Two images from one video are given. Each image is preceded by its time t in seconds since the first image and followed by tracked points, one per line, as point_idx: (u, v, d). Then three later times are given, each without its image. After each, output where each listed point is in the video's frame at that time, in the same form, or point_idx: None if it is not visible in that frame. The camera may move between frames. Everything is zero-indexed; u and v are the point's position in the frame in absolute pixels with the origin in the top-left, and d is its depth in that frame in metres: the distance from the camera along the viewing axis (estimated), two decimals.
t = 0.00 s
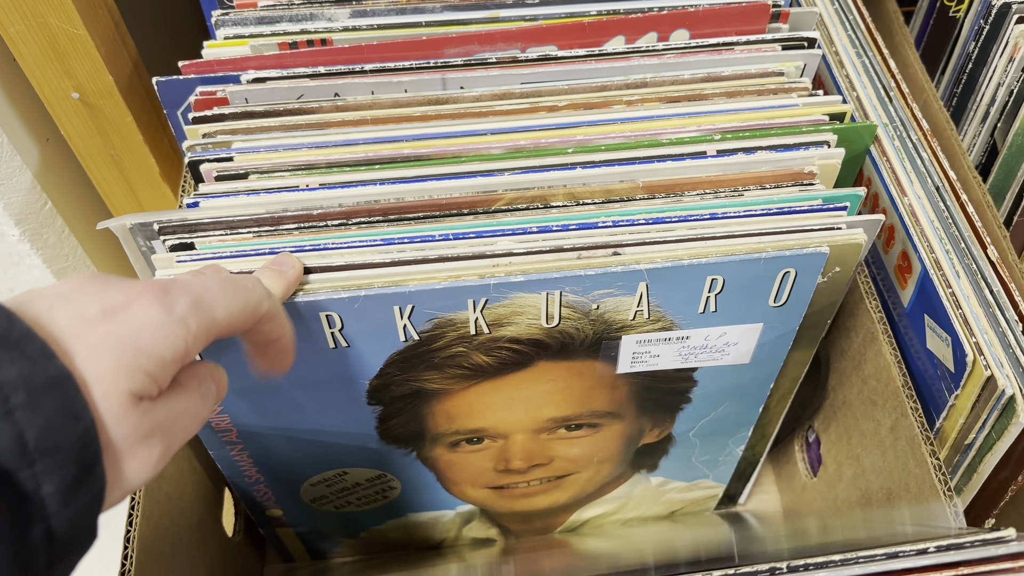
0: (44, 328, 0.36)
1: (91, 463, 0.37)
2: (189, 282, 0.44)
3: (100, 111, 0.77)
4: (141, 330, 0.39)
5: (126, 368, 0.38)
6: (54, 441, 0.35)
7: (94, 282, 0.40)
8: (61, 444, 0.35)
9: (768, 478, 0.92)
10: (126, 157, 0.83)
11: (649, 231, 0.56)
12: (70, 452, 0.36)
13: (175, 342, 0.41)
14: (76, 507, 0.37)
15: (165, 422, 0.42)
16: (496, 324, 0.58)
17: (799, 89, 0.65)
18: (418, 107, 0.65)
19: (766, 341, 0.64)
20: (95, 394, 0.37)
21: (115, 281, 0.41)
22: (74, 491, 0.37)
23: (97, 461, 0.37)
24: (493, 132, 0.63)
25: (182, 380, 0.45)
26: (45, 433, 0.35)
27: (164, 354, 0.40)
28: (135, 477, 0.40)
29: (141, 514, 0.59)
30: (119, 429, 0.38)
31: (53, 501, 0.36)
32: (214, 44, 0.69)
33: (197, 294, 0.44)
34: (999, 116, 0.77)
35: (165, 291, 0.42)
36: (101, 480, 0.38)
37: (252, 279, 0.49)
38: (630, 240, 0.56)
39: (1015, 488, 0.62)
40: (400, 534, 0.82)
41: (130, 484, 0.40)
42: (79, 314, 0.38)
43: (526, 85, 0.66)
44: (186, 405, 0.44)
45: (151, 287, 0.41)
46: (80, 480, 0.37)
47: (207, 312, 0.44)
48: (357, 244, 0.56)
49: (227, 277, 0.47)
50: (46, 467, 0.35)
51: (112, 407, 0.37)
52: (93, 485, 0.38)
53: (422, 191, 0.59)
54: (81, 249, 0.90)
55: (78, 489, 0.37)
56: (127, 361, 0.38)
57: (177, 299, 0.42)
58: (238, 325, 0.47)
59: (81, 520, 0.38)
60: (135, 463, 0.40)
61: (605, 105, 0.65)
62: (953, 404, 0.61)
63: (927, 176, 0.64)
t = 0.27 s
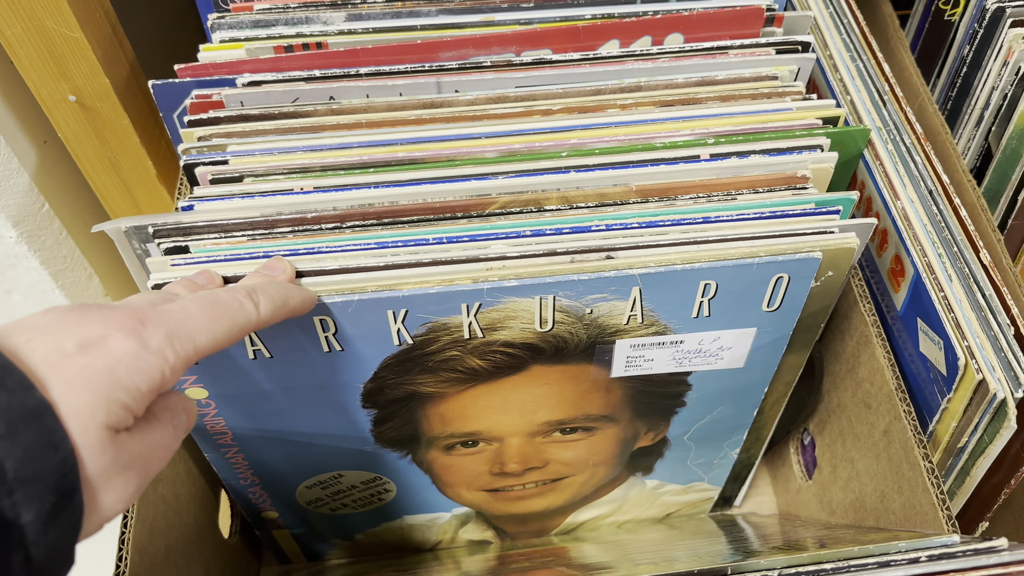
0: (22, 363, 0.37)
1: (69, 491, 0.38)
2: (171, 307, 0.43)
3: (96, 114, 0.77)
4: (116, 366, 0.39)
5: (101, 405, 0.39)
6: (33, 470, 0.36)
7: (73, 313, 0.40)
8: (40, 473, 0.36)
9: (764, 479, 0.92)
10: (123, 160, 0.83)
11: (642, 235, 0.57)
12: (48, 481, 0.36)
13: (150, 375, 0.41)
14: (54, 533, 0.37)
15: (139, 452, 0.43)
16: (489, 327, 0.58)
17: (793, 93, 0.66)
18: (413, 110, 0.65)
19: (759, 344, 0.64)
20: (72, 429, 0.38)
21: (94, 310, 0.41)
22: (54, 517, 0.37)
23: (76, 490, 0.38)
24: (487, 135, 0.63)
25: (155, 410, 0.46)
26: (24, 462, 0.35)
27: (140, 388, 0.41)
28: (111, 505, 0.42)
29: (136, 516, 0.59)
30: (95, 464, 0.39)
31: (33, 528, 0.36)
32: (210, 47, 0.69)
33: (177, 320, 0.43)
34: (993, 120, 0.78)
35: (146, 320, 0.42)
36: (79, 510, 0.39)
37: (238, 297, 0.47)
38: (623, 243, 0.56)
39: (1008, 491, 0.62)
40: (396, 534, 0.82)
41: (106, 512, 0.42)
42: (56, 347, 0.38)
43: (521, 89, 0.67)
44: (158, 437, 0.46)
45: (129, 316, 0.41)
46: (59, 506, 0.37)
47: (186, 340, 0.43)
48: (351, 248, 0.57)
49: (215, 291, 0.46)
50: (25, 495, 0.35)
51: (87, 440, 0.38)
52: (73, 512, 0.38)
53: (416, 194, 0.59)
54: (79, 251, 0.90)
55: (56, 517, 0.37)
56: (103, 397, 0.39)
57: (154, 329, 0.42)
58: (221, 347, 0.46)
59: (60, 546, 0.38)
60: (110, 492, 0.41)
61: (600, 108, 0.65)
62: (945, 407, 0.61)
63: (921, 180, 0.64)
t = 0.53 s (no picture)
0: (42, 348, 0.38)
1: (89, 481, 0.39)
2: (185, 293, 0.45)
3: (101, 114, 0.78)
4: (137, 349, 0.41)
5: (123, 386, 0.40)
6: (53, 460, 0.36)
7: (92, 301, 0.41)
8: (60, 463, 0.37)
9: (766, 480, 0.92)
10: (127, 160, 0.83)
11: (645, 235, 0.57)
12: (68, 470, 0.37)
13: (169, 358, 0.42)
14: (73, 524, 0.38)
15: (164, 434, 0.44)
16: (494, 323, 0.58)
17: (796, 94, 0.66)
18: (417, 111, 0.66)
19: (759, 340, 0.65)
20: (93, 413, 0.39)
21: (111, 298, 0.42)
22: (73, 509, 0.38)
23: (94, 478, 0.39)
24: (491, 136, 0.63)
25: (179, 393, 0.47)
26: (44, 451, 0.36)
27: (160, 370, 0.42)
28: (134, 485, 0.43)
29: (154, 492, 0.56)
30: (116, 446, 0.40)
31: (52, 520, 0.37)
32: (214, 47, 0.69)
33: (192, 307, 0.45)
34: (996, 121, 0.78)
35: (163, 306, 0.43)
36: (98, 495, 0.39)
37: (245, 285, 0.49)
38: (627, 244, 0.56)
39: (1012, 492, 0.62)
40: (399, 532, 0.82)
41: (130, 491, 0.43)
42: (76, 333, 0.39)
43: (524, 89, 0.67)
44: (183, 417, 0.46)
45: (145, 303, 0.43)
46: (78, 497, 0.38)
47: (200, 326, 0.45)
48: (355, 247, 0.57)
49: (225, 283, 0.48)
50: (45, 485, 0.36)
51: (110, 424, 0.39)
52: (93, 502, 0.39)
53: (420, 195, 0.59)
54: (82, 251, 0.90)
55: (77, 505, 0.38)
56: (124, 378, 0.40)
57: (171, 315, 0.43)
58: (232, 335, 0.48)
59: (80, 537, 0.39)
60: (134, 472, 0.42)
61: (603, 109, 0.66)
62: (948, 408, 0.61)
63: (924, 181, 0.64)
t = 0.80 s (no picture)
0: (42, 392, 0.38)
1: (91, 522, 0.39)
2: (185, 326, 0.44)
3: (104, 117, 0.78)
4: (137, 392, 0.40)
5: (123, 432, 0.40)
6: (55, 503, 0.37)
7: (91, 338, 0.41)
8: (63, 505, 0.37)
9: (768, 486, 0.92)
10: (130, 162, 0.83)
11: (648, 240, 0.57)
12: (71, 513, 0.38)
13: (169, 399, 0.42)
14: (76, 564, 0.39)
15: (161, 477, 0.44)
16: (496, 327, 0.58)
17: (799, 99, 0.66)
18: (420, 115, 0.66)
19: (762, 343, 0.65)
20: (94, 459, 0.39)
21: (111, 334, 0.42)
22: (75, 548, 0.39)
23: (95, 520, 0.39)
24: (494, 140, 0.63)
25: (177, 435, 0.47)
26: (46, 495, 0.36)
27: (159, 412, 0.41)
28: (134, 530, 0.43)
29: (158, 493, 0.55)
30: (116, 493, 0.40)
31: (54, 561, 0.38)
32: (218, 51, 0.70)
33: (193, 341, 0.44)
34: (999, 125, 0.78)
35: (162, 343, 0.43)
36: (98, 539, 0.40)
37: (248, 308, 0.48)
38: (629, 249, 0.56)
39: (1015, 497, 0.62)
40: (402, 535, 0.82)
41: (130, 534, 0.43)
42: (76, 375, 0.39)
43: (527, 94, 0.67)
44: (180, 463, 0.46)
45: (145, 340, 0.42)
46: (80, 537, 0.39)
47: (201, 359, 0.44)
48: (358, 252, 0.57)
49: (225, 305, 0.47)
50: (48, 528, 0.37)
51: (110, 468, 0.39)
52: (93, 543, 0.40)
53: (422, 199, 0.59)
54: (84, 253, 0.90)
55: (79, 546, 0.39)
56: (124, 424, 0.40)
57: (171, 351, 0.43)
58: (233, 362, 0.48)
59: None
60: (133, 516, 0.42)
61: (606, 113, 0.66)
62: (951, 414, 0.61)
63: (927, 187, 0.64)
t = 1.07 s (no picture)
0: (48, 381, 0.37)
1: (99, 512, 0.38)
2: (189, 311, 0.45)
3: (113, 121, 0.78)
4: (146, 376, 0.40)
5: (133, 413, 0.39)
6: (64, 492, 0.36)
7: (96, 328, 0.40)
8: (71, 495, 0.37)
9: (774, 493, 0.92)
10: (137, 167, 0.83)
11: (656, 247, 0.57)
12: (80, 502, 0.37)
13: (179, 383, 0.42)
14: (84, 554, 0.38)
15: (172, 459, 0.43)
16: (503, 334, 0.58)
17: (807, 106, 0.66)
18: (428, 122, 0.66)
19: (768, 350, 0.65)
20: (104, 445, 0.38)
21: (115, 324, 0.41)
22: (84, 538, 0.38)
23: (105, 510, 0.39)
24: (502, 147, 0.64)
25: (188, 415, 0.46)
26: (56, 484, 0.36)
27: (171, 395, 0.41)
28: (142, 515, 0.42)
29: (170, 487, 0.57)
30: (126, 477, 0.39)
31: (63, 549, 0.37)
32: (227, 57, 0.70)
33: (196, 327, 0.44)
34: (1006, 134, 0.79)
35: (168, 329, 0.43)
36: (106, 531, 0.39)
37: (249, 292, 0.48)
38: (637, 256, 0.56)
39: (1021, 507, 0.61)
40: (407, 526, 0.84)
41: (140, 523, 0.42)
42: (84, 362, 0.38)
43: (535, 100, 0.67)
44: (192, 441, 0.45)
45: (152, 328, 0.42)
46: (89, 527, 0.38)
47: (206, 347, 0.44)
48: (367, 257, 0.57)
49: (225, 293, 0.48)
50: (56, 517, 0.36)
51: (122, 449, 0.38)
52: (102, 533, 0.39)
53: (430, 205, 0.59)
54: (91, 256, 0.91)
55: (86, 535, 0.38)
56: (134, 406, 0.39)
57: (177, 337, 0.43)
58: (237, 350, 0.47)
59: (90, 566, 0.39)
60: (144, 500, 0.41)
61: (614, 120, 0.66)
62: (958, 422, 0.61)
63: (934, 196, 0.64)
